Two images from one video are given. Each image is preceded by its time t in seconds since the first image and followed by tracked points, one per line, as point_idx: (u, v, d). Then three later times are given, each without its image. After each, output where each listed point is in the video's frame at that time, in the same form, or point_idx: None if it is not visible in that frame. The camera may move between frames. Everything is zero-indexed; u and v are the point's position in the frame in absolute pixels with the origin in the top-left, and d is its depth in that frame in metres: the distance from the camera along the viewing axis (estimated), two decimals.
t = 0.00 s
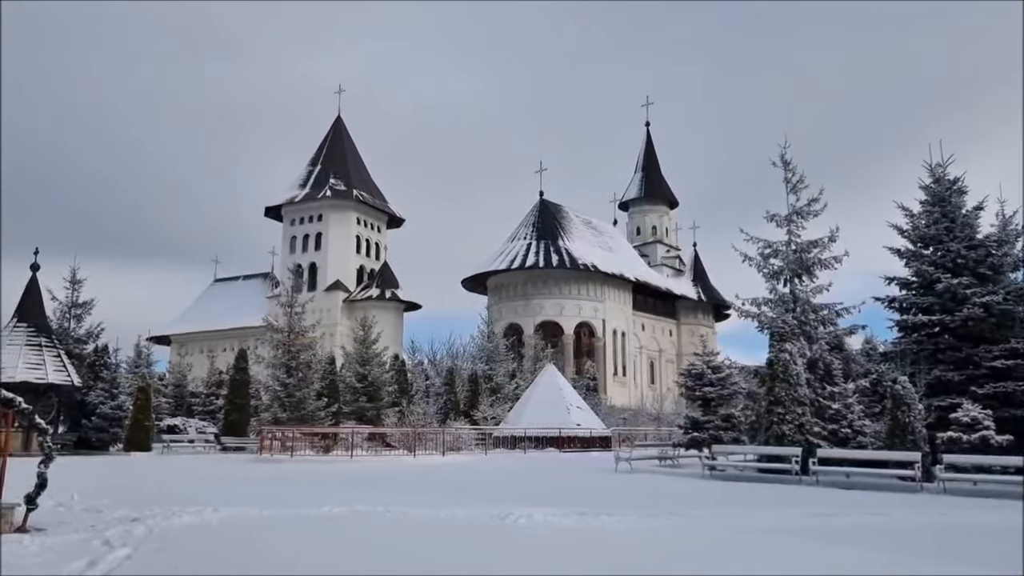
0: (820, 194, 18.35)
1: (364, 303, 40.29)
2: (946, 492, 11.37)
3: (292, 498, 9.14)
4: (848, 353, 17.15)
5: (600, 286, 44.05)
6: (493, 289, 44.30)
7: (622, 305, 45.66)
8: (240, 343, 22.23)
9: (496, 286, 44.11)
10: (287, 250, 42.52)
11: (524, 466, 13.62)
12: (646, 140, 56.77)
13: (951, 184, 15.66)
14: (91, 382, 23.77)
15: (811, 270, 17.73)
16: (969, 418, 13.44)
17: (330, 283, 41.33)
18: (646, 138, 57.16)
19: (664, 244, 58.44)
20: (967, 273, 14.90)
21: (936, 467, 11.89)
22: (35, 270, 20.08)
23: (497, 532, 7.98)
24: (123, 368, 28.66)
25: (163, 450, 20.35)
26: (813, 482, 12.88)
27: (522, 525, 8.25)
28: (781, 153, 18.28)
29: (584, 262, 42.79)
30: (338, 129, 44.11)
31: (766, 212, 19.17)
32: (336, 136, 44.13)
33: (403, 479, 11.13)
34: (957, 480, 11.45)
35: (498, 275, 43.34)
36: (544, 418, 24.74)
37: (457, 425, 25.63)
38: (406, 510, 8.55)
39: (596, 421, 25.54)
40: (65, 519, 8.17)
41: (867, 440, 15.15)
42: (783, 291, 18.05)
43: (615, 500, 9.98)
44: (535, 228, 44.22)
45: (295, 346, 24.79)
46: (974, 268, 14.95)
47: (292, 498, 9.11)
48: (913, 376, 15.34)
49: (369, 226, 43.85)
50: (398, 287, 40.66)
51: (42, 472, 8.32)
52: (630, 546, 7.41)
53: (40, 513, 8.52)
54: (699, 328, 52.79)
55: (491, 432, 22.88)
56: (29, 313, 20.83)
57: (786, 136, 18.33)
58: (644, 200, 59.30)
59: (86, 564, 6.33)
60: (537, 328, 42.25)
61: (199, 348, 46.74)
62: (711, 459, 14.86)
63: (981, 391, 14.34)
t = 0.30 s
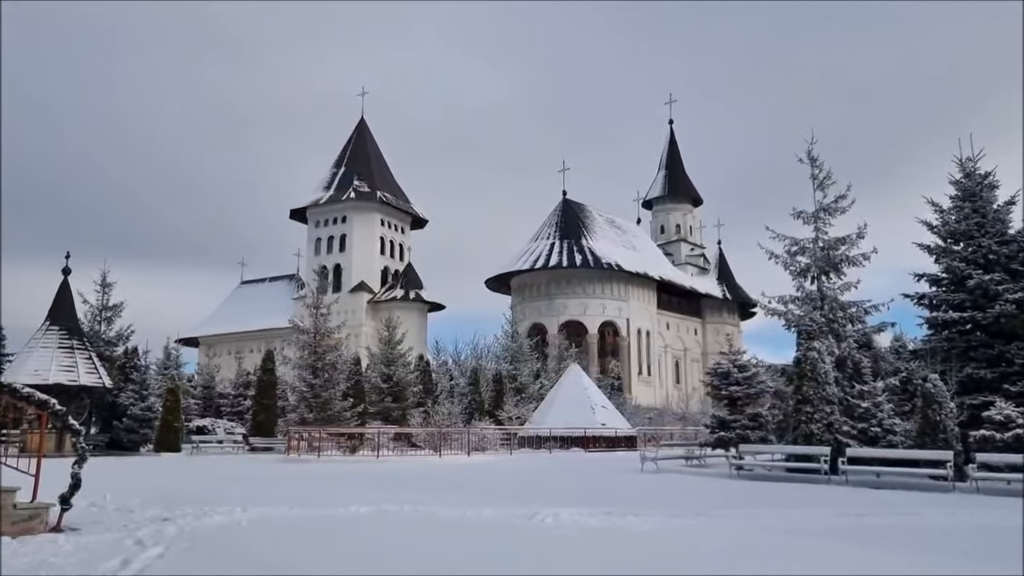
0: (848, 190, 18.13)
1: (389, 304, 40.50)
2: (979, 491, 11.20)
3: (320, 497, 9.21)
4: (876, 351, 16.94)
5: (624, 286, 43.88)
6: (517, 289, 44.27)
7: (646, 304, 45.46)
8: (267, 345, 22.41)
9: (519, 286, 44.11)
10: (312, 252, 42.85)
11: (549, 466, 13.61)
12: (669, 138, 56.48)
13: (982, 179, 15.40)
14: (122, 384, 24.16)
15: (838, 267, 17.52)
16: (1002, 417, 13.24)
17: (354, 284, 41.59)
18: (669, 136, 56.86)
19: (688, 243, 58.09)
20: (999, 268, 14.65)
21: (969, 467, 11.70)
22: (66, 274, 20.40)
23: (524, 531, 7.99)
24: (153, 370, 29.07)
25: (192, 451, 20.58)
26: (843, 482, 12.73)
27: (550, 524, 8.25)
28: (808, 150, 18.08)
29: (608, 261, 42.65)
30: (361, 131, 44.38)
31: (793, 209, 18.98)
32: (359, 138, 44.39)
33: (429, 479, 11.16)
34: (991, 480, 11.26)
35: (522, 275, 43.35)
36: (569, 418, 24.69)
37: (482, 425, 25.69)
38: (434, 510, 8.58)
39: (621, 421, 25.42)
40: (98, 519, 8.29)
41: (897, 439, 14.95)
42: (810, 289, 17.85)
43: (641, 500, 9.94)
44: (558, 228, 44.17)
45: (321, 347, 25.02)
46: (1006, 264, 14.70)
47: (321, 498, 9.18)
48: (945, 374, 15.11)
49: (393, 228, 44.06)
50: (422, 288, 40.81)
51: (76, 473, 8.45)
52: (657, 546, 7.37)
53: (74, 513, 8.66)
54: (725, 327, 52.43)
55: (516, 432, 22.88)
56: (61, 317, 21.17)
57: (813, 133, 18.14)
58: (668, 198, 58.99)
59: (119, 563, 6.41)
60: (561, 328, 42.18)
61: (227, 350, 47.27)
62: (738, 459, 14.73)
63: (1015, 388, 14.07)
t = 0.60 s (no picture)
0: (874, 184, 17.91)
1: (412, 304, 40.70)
2: (1012, 489, 11.02)
3: (347, 497, 9.27)
4: (905, 348, 16.71)
5: (647, 284, 43.69)
6: (540, 288, 44.17)
7: (670, 302, 45.23)
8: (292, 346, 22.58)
9: (542, 285, 44.12)
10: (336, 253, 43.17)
11: (574, 465, 13.60)
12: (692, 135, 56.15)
13: (1012, 172, 15.18)
14: (151, 386, 24.50)
15: (865, 263, 17.31)
16: None
17: (377, 285, 41.82)
18: (692, 133, 56.53)
19: (712, 240, 57.72)
20: None
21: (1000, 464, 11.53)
22: (96, 277, 20.69)
23: (551, 530, 7.99)
24: (181, 371, 29.44)
25: (220, 451, 20.76)
26: (872, 480, 12.61)
27: (576, 523, 8.24)
28: (834, 145, 17.87)
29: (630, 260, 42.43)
30: (384, 132, 44.62)
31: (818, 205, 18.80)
32: (381, 139, 44.62)
33: (455, 479, 11.20)
34: None
35: (544, 274, 43.35)
36: (594, 417, 24.65)
37: (506, 424, 25.74)
38: (460, 509, 8.62)
39: (646, 419, 25.29)
40: (130, 519, 8.42)
41: (927, 437, 14.73)
42: (837, 285, 17.64)
43: (667, 499, 9.88)
44: (580, 226, 44.09)
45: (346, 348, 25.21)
46: None
47: (347, 498, 9.24)
48: (975, 370, 14.89)
49: (415, 228, 44.25)
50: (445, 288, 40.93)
51: (109, 473, 8.58)
52: (685, 546, 7.32)
53: (106, 513, 8.79)
54: (750, 324, 52.03)
55: (540, 431, 22.87)
56: (91, 319, 21.48)
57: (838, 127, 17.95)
58: (691, 196, 58.64)
59: (151, 563, 6.51)
60: (584, 327, 42.15)
61: (253, 351, 47.75)
62: (765, 457, 14.68)
63: None
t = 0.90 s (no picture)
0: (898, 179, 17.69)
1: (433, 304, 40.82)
2: None
3: (371, 496, 9.32)
4: (931, 345, 16.51)
5: (668, 282, 43.50)
6: (560, 286, 44.10)
7: (691, 300, 44.99)
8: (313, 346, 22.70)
9: (562, 284, 44.05)
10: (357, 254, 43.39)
11: (597, 464, 13.56)
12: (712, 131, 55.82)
13: None
14: (176, 387, 24.78)
15: (889, 259, 17.10)
16: None
17: (398, 285, 41.98)
18: (712, 130, 56.20)
19: (733, 237, 57.36)
20: None
21: None
22: (121, 279, 20.91)
23: (574, 529, 7.99)
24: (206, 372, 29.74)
25: (244, 451, 20.93)
26: (899, 478, 12.44)
27: (600, 522, 8.22)
28: (857, 139, 17.67)
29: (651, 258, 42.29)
30: (403, 133, 44.78)
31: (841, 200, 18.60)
32: (401, 140, 44.76)
33: (476, 477, 11.21)
34: None
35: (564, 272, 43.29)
36: (615, 415, 24.60)
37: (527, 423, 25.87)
38: (483, 508, 8.64)
39: (668, 418, 25.16)
40: (158, 518, 8.53)
41: (954, 434, 14.54)
42: (861, 281, 17.45)
43: (691, 498, 9.83)
44: (600, 224, 44.01)
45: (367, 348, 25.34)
46: None
47: (370, 497, 9.28)
48: (1003, 367, 14.69)
49: (435, 228, 44.35)
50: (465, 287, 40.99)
51: (136, 473, 8.68)
52: (710, 545, 7.28)
53: (133, 513, 8.90)
54: (772, 322, 51.64)
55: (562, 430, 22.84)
56: (117, 320, 21.75)
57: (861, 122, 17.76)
58: (712, 192, 58.31)
59: (179, 561, 6.59)
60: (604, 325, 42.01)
61: (276, 352, 48.11)
62: (789, 456, 14.49)
63: None
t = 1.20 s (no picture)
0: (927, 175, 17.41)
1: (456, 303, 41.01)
2: None
3: (394, 493, 9.35)
4: (961, 342, 16.23)
5: (692, 280, 43.21)
6: (582, 284, 44.50)
7: (715, 298, 44.65)
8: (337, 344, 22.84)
9: (584, 282, 44.29)
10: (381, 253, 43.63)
11: (622, 463, 13.51)
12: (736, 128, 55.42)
13: None
14: (204, 385, 25.09)
15: (918, 255, 16.85)
16: None
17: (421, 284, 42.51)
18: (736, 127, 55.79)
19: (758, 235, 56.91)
20: None
21: None
22: (150, 278, 21.17)
23: (597, 527, 7.97)
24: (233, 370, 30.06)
25: (270, 448, 21.08)
26: (929, 478, 12.22)
27: (624, 521, 8.20)
28: (885, 135, 17.44)
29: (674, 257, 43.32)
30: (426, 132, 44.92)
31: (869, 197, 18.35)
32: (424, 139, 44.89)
33: (501, 476, 11.21)
34: None
35: (587, 270, 43.92)
36: (640, 414, 24.53)
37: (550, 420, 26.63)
38: (506, 506, 8.63)
39: (693, 417, 24.86)
40: (186, 515, 8.63)
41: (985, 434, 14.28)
42: (889, 279, 17.20)
43: (717, 497, 9.75)
44: (621, 222, 44.50)
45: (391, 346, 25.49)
46: None
47: (393, 495, 9.31)
48: None
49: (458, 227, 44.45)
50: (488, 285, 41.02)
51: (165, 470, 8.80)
52: (737, 544, 7.23)
53: (163, 509, 9.02)
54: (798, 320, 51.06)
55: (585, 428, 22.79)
56: (146, 319, 22.06)
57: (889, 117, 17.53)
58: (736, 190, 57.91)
59: (208, 557, 6.68)
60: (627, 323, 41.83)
61: (301, 350, 48.47)
62: (816, 455, 14.30)
63: None
